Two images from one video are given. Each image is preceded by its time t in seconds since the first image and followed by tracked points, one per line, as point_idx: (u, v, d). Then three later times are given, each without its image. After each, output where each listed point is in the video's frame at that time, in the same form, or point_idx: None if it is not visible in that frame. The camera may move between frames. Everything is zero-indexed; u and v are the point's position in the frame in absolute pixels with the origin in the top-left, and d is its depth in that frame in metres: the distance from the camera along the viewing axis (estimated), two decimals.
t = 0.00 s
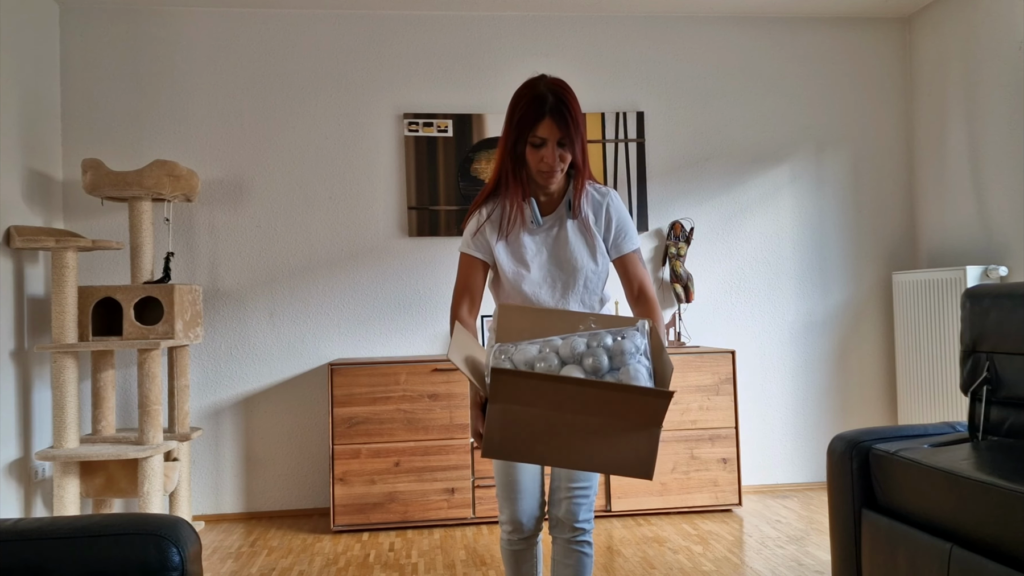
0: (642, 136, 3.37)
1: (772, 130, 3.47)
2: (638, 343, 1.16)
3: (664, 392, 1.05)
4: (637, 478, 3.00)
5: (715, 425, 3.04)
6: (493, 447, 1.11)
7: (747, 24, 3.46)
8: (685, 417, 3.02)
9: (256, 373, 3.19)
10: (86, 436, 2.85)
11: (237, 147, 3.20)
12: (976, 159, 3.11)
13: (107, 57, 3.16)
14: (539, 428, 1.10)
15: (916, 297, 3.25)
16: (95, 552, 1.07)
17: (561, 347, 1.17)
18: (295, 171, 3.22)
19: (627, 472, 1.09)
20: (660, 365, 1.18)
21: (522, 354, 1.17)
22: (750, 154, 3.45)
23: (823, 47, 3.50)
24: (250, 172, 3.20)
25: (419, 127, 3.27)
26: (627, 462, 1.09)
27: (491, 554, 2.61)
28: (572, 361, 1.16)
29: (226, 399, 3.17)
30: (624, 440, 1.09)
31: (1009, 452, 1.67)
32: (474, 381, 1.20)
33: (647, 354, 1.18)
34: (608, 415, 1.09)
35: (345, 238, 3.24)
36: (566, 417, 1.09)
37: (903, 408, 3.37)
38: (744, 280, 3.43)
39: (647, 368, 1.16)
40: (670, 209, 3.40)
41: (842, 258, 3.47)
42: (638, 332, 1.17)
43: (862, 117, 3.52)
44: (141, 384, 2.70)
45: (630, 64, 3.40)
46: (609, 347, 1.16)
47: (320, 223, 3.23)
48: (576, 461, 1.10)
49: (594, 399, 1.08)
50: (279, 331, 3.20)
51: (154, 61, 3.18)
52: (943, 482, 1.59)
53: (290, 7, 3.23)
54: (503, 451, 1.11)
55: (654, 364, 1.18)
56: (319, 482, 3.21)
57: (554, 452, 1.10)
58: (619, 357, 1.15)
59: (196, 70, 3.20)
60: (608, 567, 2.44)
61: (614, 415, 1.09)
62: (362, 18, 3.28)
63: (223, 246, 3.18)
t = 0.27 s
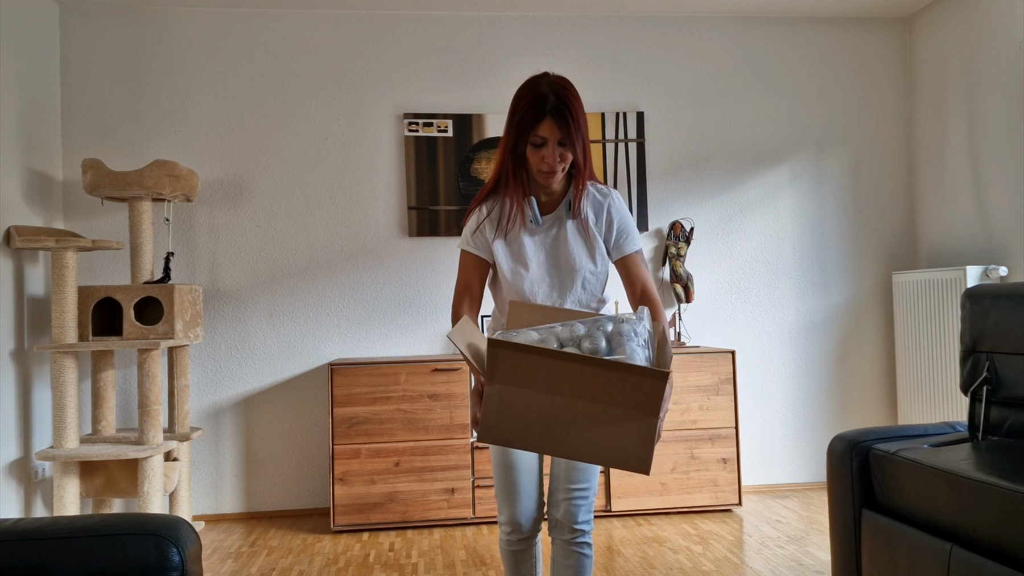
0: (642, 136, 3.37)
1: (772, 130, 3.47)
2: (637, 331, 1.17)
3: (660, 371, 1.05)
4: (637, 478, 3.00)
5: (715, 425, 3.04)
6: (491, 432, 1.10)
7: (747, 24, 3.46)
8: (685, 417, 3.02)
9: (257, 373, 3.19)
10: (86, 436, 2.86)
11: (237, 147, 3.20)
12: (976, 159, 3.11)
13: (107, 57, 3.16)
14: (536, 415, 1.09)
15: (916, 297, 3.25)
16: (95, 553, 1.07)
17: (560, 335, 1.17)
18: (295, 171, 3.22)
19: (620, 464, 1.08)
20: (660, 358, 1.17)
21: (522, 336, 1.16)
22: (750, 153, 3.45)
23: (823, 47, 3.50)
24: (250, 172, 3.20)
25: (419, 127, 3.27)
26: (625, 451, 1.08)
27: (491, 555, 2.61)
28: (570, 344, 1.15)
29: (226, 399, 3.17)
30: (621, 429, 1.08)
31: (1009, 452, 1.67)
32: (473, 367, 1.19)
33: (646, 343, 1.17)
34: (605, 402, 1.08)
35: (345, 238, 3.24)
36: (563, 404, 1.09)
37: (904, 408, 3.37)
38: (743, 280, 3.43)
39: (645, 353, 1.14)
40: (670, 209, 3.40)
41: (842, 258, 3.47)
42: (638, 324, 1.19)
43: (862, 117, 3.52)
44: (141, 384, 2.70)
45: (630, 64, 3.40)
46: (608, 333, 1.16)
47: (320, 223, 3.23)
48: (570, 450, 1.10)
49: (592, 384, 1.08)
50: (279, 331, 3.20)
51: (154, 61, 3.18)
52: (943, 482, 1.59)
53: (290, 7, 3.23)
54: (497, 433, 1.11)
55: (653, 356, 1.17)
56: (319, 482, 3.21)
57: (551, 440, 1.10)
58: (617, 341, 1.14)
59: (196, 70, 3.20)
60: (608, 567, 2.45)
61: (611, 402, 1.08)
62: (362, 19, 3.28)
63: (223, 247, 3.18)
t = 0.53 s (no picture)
0: (642, 136, 3.37)
1: (771, 129, 3.47)
2: (631, 335, 1.16)
3: (650, 379, 1.04)
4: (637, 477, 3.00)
5: (715, 425, 3.04)
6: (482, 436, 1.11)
7: (747, 24, 3.46)
8: (685, 417, 3.02)
9: (256, 372, 3.19)
10: (86, 436, 2.86)
11: (237, 147, 3.20)
12: (977, 159, 3.11)
13: (107, 57, 3.16)
14: (530, 421, 1.10)
15: (916, 296, 3.25)
16: (95, 552, 1.07)
17: (552, 336, 1.17)
18: (295, 171, 3.22)
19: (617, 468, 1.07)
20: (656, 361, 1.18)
21: (514, 340, 1.16)
22: (749, 153, 3.45)
23: (823, 47, 3.50)
24: (250, 172, 3.20)
25: (419, 127, 3.27)
26: (620, 459, 1.07)
27: (491, 554, 2.61)
28: (562, 349, 1.15)
29: (225, 399, 3.17)
30: (616, 434, 1.07)
31: (1009, 452, 1.67)
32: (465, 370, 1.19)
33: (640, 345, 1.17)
34: (600, 408, 1.08)
35: (345, 238, 3.25)
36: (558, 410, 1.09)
37: (903, 408, 3.37)
38: (744, 280, 3.43)
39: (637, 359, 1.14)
40: (670, 209, 3.40)
41: (842, 258, 3.47)
42: (633, 324, 1.17)
43: (861, 117, 3.52)
44: (141, 384, 2.70)
45: (630, 64, 3.40)
46: (601, 337, 1.15)
47: (320, 223, 3.23)
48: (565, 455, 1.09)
49: (586, 391, 1.07)
50: (279, 331, 3.21)
51: (154, 61, 3.19)
52: (943, 481, 1.59)
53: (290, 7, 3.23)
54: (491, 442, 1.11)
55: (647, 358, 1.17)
56: (319, 482, 3.21)
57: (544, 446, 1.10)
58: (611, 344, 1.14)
59: (196, 69, 3.20)
60: (608, 567, 2.44)
61: (606, 408, 1.08)
62: (362, 18, 3.28)
63: (223, 246, 3.18)
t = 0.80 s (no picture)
0: (642, 136, 3.37)
1: (771, 129, 3.47)
2: (581, 325, 1.09)
3: (588, 370, 0.97)
4: (637, 477, 3.00)
5: (715, 425, 3.04)
6: (443, 439, 1.11)
7: (747, 23, 3.46)
8: (685, 417, 3.02)
9: (256, 372, 3.19)
10: (86, 436, 2.86)
11: (237, 147, 3.20)
12: (977, 159, 3.11)
13: (107, 57, 3.16)
14: (489, 420, 1.07)
15: (916, 296, 3.25)
16: (95, 552, 1.07)
17: (504, 335, 1.13)
18: (294, 171, 3.22)
19: (576, 465, 1.03)
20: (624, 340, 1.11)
21: (469, 341, 1.12)
22: (749, 153, 3.45)
23: (823, 47, 3.50)
24: (250, 172, 3.20)
25: (419, 127, 3.27)
26: (578, 460, 1.02)
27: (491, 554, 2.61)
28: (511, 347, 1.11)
29: (225, 399, 3.17)
30: (573, 430, 1.02)
31: (1009, 452, 1.67)
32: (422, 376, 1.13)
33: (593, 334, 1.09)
34: (553, 406, 1.03)
35: (345, 238, 3.25)
36: (512, 409, 1.06)
37: (903, 408, 3.38)
38: (744, 280, 3.43)
39: (588, 350, 1.06)
40: (670, 209, 3.40)
41: (842, 257, 3.47)
42: (583, 315, 1.11)
43: (861, 117, 3.52)
44: (141, 384, 2.70)
45: (630, 63, 3.40)
46: (549, 332, 1.09)
47: (320, 223, 3.23)
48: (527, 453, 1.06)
49: (535, 388, 1.02)
50: (279, 331, 3.20)
51: (154, 61, 3.19)
52: (943, 481, 1.59)
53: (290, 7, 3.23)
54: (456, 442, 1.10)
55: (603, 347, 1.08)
56: (319, 482, 3.21)
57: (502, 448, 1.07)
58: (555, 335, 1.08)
59: (196, 69, 3.20)
60: (608, 567, 2.45)
61: (560, 406, 1.03)
62: (362, 18, 3.28)
63: (223, 246, 3.18)
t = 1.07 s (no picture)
0: (642, 136, 3.37)
1: (771, 129, 3.47)
2: (475, 317, 0.93)
3: (466, 366, 0.82)
4: (637, 478, 3.00)
5: (715, 425, 3.04)
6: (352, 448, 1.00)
7: (748, 23, 3.46)
8: (685, 417, 3.02)
9: (256, 373, 3.19)
10: (85, 436, 2.86)
11: (237, 147, 3.20)
12: (977, 159, 3.11)
13: (107, 57, 3.16)
14: (389, 422, 0.96)
15: (916, 296, 3.25)
16: (96, 552, 1.07)
17: (399, 329, 0.97)
18: (294, 171, 3.22)
19: (477, 475, 0.91)
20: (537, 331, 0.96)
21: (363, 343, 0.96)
22: (749, 153, 3.45)
23: (823, 47, 3.50)
24: (250, 172, 3.20)
25: (419, 127, 3.27)
26: (480, 473, 0.90)
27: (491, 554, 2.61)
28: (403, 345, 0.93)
29: (224, 399, 3.17)
30: (471, 437, 0.90)
31: (1009, 452, 1.67)
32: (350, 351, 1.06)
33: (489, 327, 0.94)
34: (448, 409, 0.91)
35: (344, 238, 3.24)
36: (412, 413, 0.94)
37: (903, 408, 3.38)
38: (744, 280, 3.43)
39: (481, 345, 0.90)
40: (670, 209, 3.40)
41: (842, 257, 3.47)
42: (482, 310, 0.95)
43: (861, 117, 3.52)
44: (141, 384, 2.70)
45: (630, 64, 3.40)
46: (438, 323, 0.94)
47: (320, 223, 3.23)
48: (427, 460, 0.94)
49: (427, 389, 0.89)
50: (279, 332, 3.20)
51: (154, 61, 3.19)
52: (943, 481, 1.59)
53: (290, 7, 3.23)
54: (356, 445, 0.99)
55: (498, 342, 0.92)
56: (319, 482, 3.21)
57: (401, 462, 0.96)
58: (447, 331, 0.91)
59: (196, 69, 3.20)
60: (607, 567, 2.45)
61: (454, 409, 0.90)
62: (362, 18, 3.28)
63: (223, 246, 3.18)
